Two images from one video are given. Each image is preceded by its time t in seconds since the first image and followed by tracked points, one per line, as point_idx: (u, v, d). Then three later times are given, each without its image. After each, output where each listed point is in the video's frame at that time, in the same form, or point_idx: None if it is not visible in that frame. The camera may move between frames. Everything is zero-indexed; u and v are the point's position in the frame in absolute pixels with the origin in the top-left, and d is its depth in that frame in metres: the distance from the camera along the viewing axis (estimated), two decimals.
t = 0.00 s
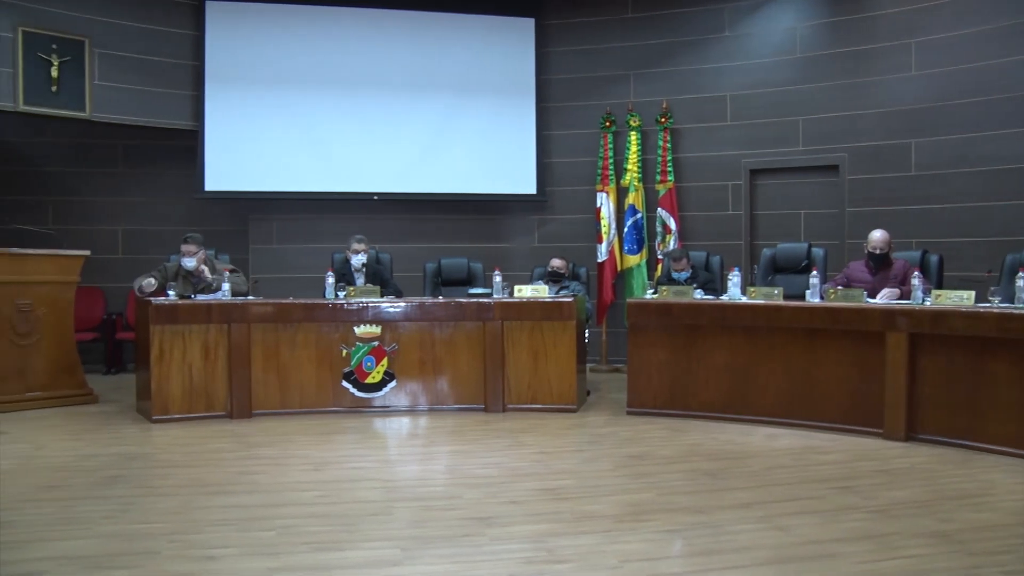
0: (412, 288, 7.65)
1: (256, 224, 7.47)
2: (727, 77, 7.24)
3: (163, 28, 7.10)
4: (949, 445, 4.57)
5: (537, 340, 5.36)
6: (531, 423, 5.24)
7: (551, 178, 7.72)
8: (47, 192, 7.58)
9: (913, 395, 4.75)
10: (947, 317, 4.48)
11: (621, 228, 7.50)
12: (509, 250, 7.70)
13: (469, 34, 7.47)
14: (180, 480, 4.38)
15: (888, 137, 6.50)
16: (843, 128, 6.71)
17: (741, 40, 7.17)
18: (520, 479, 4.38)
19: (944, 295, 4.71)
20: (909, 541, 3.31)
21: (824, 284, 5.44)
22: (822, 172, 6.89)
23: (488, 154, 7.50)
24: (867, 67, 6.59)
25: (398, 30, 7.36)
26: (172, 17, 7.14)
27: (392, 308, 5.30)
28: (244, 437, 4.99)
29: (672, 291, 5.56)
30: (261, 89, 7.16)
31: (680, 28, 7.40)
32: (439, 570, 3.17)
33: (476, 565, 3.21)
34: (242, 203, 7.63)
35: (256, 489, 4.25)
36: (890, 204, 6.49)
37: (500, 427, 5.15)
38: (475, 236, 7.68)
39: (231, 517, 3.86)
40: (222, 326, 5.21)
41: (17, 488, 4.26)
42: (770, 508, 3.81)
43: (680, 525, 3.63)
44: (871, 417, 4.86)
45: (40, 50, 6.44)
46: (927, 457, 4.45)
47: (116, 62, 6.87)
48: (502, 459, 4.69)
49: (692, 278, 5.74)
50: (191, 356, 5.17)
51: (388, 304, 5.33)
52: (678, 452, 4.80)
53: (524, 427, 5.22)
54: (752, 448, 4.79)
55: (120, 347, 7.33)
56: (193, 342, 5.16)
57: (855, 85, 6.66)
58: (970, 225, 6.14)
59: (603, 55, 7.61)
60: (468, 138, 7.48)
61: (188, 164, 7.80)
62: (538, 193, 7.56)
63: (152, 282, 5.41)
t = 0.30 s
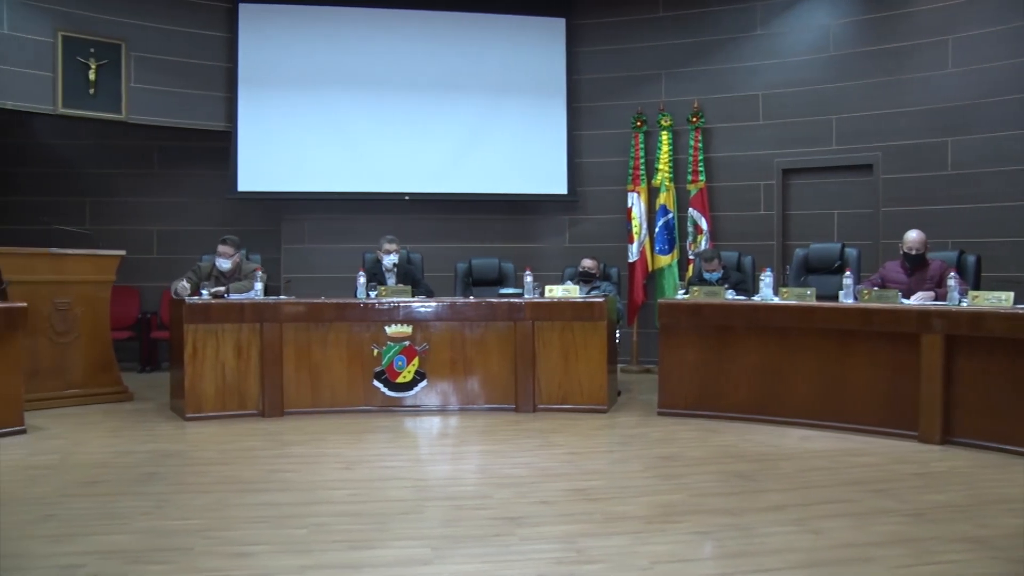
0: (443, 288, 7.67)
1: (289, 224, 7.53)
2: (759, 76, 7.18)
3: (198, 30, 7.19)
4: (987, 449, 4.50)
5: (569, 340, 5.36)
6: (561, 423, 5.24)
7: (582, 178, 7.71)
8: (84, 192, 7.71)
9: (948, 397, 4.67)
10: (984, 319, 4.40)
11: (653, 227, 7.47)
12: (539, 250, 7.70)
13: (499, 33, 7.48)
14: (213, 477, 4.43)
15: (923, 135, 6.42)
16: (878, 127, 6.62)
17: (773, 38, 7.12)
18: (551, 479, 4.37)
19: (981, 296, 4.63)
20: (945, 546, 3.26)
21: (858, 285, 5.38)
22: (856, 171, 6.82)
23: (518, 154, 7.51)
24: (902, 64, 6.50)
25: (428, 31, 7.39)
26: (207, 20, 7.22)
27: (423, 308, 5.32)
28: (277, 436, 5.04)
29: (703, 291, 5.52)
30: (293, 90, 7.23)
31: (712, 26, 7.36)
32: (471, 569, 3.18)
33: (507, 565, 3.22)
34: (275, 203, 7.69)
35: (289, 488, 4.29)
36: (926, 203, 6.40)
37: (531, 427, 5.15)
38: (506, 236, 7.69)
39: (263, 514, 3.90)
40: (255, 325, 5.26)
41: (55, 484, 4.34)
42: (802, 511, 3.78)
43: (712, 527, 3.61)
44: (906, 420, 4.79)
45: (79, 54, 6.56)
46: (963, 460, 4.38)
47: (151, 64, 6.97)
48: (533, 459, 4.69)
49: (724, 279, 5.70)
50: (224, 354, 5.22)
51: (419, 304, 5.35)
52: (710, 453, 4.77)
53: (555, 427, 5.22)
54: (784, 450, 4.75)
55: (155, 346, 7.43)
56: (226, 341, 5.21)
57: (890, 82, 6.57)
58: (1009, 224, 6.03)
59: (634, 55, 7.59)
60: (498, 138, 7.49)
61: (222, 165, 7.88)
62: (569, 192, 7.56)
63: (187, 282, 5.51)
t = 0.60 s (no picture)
0: (478, 288, 7.68)
1: (324, 224, 7.58)
2: (796, 75, 7.12)
3: (236, 33, 7.28)
4: None
5: (603, 341, 5.34)
6: (596, 424, 5.22)
7: (617, 178, 7.69)
8: (122, 193, 7.83)
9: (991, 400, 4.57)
10: None
11: (688, 228, 7.44)
12: (572, 250, 7.68)
13: (533, 34, 7.49)
14: (249, 475, 4.47)
15: (965, 133, 6.32)
16: (918, 125, 6.53)
17: (811, 36, 7.05)
18: (586, 480, 4.37)
19: None
20: (987, 553, 3.20)
21: (898, 286, 5.31)
22: (895, 170, 6.72)
23: (553, 154, 7.51)
24: (944, 61, 6.40)
25: (463, 31, 7.41)
26: (244, 23, 7.31)
27: (459, 308, 5.34)
28: (312, 434, 5.08)
29: (739, 292, 5.47)
30: (328, 91, 7.30)
31: (748, 25, 7.31)
32: (505, 569, 3.18)
33: (541, 565, 3.21)
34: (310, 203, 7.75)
35: (324, 486, 4.32)
36: (969, 203, 6.29)
37: (565, 428, 5.15)
38: (540, 237, 7.68)
39: (298, 512, 3.93)
40: (291, 324, 5.30)
41: (96, 479, 4.41)
42: (839, 514, 3.73)
43: (748, 529, 3.58)
44: (946, 424, 4.71)
45: (120, 58, 6.68)
46: (1006, 465, 4.30)
47: (189, 67, 7.08)
48: (567, 460, 4.68)
49: (760, 280, 5.66)
50: (261, 353, 5.26)
51: (454, 303, 5.36)
52: (746, 455, 4.73)
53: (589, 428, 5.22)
54: (821, 453, 4.70)
55: (193, 344, 7.53)
56: (262, 340, 5.25)
57: (931, 80, 6.47)
58: None
59: (669, 54, 7.56)
60: (533, 138, 7.49)
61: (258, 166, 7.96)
62: (604, 192, 7.55)
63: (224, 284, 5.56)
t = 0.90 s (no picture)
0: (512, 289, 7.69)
1: (358, 225, 7.63)
2: (832, 74, 7.05)
3: (271, 36, 7.35)
4: None
5: (638, 342, 5.32)
6: (629, 425, 5.21)
7: (651, 178, 7.67)
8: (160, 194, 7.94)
9: None
10: None
11: (723, 228, 7.40)
12: (606, 251, 7.66)
13: (567, 34, 7.48)
14: (284, 473, 4.51)
15: (1006, 132, 6.22)
16: (957, 124, 6.43)
17: (848, 35, 6.98)
18: (621, 481, 4.35)
19: None
20: None
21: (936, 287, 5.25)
22: (934, 170, 6.63)
23: (587, 155, 7.50)
24: (984, 59, 6.30)
25: (497, 33, 7.44)
26: (280, 26, 7.38)
27: (492, 308, 5.35)
28: (346, 434, 5.12)
29: (775, 294, 5.43)
30: (362, 92, 7.35)
31: (783, 24, 7.25)
32: (539, 570, 3.18)
33: (575, 566, 3.21)
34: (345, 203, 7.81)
35: (358, 485, 4.35)
36: (1010, 203, 6.18)
37: (598, 429, 5.15)
38: (575, 237, 7.66)
39: (332, 510, 3.96)
40: (326, 324, 5.34)
41: (134, 476, 4.48)
42: (876, 519, 3.68)
43: (783, 532, 3.54)
44: (989, 428, 4.61)
45: (159, 61, 6.83)
46: None
47: (225, 69, 7.17)
48: (601, 461, 4.67)
49: (795, 281, 5.62)
50: (296, 353, 5.31)
51: (488, 304, 5.37)
52: (781, 457, 4.69)
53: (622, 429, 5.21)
54: (858, 456, 4.64)
55: (229, 344, 7.63)
56: (297, 340, 5.30)
57: (971, 78, 6.38)
58: None
59: (704, 54, 7.52)
60: (567, 139, 7.49)
61: (293, 167, 8.04)
62: (638, 193, 7.53)
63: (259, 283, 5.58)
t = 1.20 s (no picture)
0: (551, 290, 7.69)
1: (396, 225, 7.67)
2: (874, 72, 6.96)
3: (308, 37, 7.43)
4: None
5: (676, 343, 5.31)
6: (666, 427, 5.20)
7: (689, 179, 7.63)
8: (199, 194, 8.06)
9: None
10: None
11: (761, 228, 7.36)
12: (644, 251, 7.64)
13: (604, 34, 7.47)
14: (323, 471, 4.55)
15: None
16: (1004, 122, 6.31)
17: (890, 32, 6.88)
18: (659, 483, 4.34)
19: None
20: None
21: (981, 289, 5.17)
22: (979, 169, 6.51)
23: (625, 155, 7.48)
24: None
25: (535, 33, 7.45)
26: (318, 28, 7.46)
27: (530, 308, 5.36)
28: (383, 433, 5.16)
29: (814, 294, 5.41)
30: (399, 93, 7.40)
31: (824, 22, 7.18)
32: (576, 570, 3.17)
33: (612, 567, 3.20)
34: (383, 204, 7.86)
35: (395, 484, 4.37)
36: None
37: (636, 430, 5.14)
38: (612, 238, 7.63)
39: (370, 509, 3.98)
40: (364, 324, 5.37)
41: (175, 473, 4.54)
42: (919, 524, 3.63)
43: (823, 536, 3.50)
44: None
45: (199, 64, 6.97)
46: None
47: (263, 71, 7.28)
48: (638, 462, 4.66)
49: (835, 282, 5.58)
50: (335, 353, 5.35)
51: (526, 304, 5.38)
52: (820, 460, 4.64)
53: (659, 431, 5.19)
54: (899, 460, 4.58)
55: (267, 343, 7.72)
56: (336, 340, 5.34)
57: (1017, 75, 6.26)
58: None
59: (743, 53, 7.47)
60: (605, 140, 7.47)
61: (331, 168, 8.11)
62: (677, 193, 7.48)
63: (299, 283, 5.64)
